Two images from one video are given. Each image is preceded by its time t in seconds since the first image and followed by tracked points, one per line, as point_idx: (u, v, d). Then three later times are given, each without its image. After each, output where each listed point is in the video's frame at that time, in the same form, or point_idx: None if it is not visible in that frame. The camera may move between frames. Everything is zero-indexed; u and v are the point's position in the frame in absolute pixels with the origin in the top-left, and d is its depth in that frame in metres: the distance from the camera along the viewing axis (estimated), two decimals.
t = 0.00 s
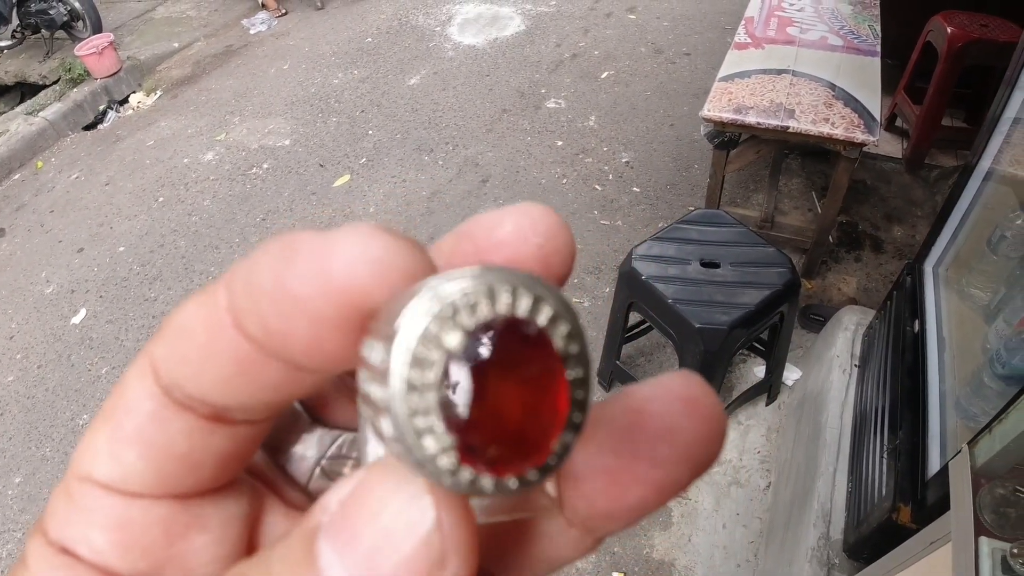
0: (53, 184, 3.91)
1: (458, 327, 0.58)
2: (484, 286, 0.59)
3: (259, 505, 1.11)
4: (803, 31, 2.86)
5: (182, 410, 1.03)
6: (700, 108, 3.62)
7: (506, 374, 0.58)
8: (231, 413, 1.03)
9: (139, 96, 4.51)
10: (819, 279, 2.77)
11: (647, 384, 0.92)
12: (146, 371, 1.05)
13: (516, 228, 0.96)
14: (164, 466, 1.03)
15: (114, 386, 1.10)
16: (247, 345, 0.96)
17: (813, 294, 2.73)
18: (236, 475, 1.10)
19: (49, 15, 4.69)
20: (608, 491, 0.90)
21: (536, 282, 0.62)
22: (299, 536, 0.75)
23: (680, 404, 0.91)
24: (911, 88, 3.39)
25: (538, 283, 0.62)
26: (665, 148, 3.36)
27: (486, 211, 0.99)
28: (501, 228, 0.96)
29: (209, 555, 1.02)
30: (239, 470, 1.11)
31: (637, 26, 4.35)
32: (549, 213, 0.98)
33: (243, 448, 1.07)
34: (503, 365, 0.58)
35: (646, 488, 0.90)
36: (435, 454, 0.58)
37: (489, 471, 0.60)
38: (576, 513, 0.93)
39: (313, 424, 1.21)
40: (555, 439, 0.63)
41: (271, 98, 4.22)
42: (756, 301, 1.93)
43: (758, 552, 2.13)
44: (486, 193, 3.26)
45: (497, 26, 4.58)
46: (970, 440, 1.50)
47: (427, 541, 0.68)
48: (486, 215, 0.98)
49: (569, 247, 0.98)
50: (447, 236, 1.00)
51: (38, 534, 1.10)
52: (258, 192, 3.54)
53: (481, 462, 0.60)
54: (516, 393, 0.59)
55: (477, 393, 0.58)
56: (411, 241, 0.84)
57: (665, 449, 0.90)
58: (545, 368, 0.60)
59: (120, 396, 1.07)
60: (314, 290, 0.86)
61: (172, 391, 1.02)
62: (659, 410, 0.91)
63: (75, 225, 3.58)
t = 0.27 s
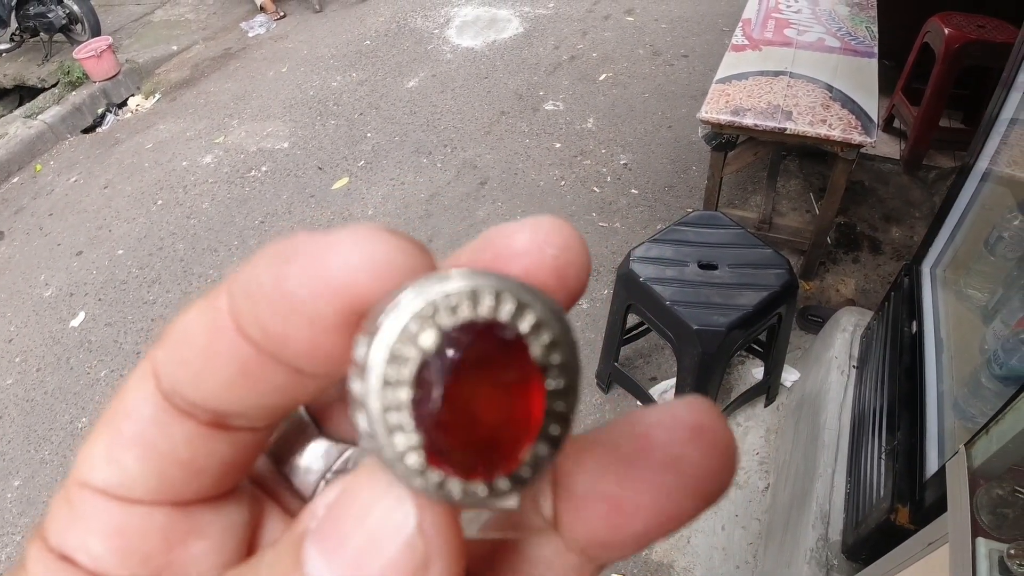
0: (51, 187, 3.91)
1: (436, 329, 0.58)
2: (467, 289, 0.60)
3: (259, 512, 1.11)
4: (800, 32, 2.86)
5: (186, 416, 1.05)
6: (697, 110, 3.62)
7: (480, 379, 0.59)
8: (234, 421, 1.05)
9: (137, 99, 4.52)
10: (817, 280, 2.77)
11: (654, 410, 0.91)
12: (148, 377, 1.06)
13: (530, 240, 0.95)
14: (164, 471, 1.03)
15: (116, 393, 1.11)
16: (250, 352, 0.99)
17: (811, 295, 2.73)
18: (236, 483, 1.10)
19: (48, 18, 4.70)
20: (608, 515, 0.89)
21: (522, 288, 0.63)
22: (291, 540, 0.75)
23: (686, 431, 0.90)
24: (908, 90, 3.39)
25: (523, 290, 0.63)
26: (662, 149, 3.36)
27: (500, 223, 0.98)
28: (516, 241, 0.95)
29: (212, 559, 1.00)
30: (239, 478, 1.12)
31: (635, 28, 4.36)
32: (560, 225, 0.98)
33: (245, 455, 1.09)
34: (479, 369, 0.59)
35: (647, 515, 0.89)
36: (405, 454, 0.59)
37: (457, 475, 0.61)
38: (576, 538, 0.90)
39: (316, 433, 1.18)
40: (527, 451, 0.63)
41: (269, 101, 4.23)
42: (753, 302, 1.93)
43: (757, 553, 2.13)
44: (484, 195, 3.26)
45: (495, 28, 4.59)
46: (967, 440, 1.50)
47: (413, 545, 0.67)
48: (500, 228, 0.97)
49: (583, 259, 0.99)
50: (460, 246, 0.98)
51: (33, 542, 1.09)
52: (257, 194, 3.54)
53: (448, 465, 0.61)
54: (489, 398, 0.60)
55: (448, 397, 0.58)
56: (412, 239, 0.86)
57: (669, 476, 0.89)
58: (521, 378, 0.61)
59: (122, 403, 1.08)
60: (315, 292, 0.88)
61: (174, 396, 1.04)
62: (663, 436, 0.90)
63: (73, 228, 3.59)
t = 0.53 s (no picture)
0: (47, 190, 3.90)
1: (395, 300, 0.57)
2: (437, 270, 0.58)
3: (268, 516, 1.10)
4: (794, 32, 2.87)
5: (194, 422, 1.07)
6: (692, 109, 3.62)
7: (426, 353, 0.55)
8: (243, 426, 1.07)
9: (132, 102, 4.51)
10: (812, 280, 2.77)
11: (660, 448, 0.87)
12: (159, 385, 1.09)
13: (563, 264, 0.98)
14: (173, 479, 1.06)
15: (129, 401, 1.14)
16: (263, 350, 1.01)
17: (807, 294, 2.74)
18: (245, 490, 1.10)
19: (43, 21, 4.69)
20: (604, 553, 0.85)
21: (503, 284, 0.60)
22: (275, 538, 0.78)
23: (692, 473, 0.85)
24: (903, 88, 3.40)
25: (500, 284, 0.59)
26: (657, 149, 3.37)
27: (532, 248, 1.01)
28: (550, 263, 0.98)
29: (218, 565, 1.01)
30: (247, 484, 1.11)
31: (630, 29, 4.36)
32: (589, 251, 1.03)
33: (255, 461, 1.10)
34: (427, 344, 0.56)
35: (644, 556, 0.86)
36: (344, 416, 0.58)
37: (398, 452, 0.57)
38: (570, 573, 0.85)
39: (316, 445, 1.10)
40: (463, 442, 0.56)
41: (265, 103, 4.22)
42: (748, 302, 1.93)
43: (754, 553, 2.13)
44: (480, 196, 3.26)
45: (490, 29, 4.59)
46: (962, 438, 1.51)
47: (386, 536, 0.70)
48: (533, 251, 0.99)
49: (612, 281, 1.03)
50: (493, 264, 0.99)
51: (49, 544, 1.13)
52: (252, 196, 3.54)
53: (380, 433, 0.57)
54: (433, 378, 0.55)
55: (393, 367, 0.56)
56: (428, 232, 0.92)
57: (668, 519, 0.85)
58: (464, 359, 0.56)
59: (134, 411, 1.11)
60: (334, 285, 0.91)
61: (185, 404, 1.06)
62: (667, 478, 0.86)
63: (69, 231, 3.58)
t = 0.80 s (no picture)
0: (42, 192, 3.89)
1: (387, 267, 0.58)
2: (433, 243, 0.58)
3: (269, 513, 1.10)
4: (789, 29, 2.87)
5: (198, 415, 1.07)
6: (688, 107, 3.62)
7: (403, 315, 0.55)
8: (249, 419, 1.08)
9: (128, 102, 4.50)
10: (809, 277, 2.77)
11: (665, 462, 0.81)
12: (164, 378, 1.09)
13: (590, 269, 0.99)
14: (174, 473, 1.05)
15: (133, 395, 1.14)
16: (271, 335, 1.01)
17: (803, 292, 2.74)
18: (249, 486, 1.10)
19: (38, 22, 4.68)
20: None
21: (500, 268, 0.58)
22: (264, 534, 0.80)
23: (697, 490, 0.79)
24: (898, 85, 3.40)
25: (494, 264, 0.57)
26: (654, 147, 3.37)
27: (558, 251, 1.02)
28: (577, 268, 0.98)
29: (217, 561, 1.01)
30: (250, 480, 1.11)
31: (626, 27, 4.36)
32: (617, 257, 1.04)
33: (258, 456, 1.10)
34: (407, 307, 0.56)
35: None
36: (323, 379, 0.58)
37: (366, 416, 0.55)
38: None
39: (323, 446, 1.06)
40: (422, 411, 0.52)
41: (260, 103, 4.22)
42: (744, 299, 1.93)
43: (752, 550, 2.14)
44: (476, 195, 3.26)
45: (486, 28, 4.58)
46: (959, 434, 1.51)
47: (373, 516, 0.72)
48: (559, 256, 1.00)
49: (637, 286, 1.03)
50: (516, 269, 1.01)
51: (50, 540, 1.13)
52: (249, 197, 3.54)
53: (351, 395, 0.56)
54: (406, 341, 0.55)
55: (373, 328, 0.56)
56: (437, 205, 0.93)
57: (671, 541, 0.78)
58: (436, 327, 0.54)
59: (138, 404, 1.11)
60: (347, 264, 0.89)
61: (189, 396, 1.06)
62: (670, 495, 0.79)
63: (64, 233, 3.57)
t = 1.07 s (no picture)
0: (41, 193, 3.89)
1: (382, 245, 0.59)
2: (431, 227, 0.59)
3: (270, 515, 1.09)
4: (787, 27, 2.87)
5: (200, 417, 1.08)
6: (687, 106, 3.62)
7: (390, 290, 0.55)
8: (251, 420, 1.09)
9: (126, 103, 4.49)
10: (808, 275, 2.78)
11: (671, 492, 0.82)
12: (167, 380, 1.10)
13: (610, 285, 1.06)
14: (175, 475, 1.05)
15: (135, 397, 1.15)
16: (280, 332, 1.03)
17: (802, 289, 2.74)
18: (249, 490, 1.10)
19: (36, 23, 4.67)
20: None
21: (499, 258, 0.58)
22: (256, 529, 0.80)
23: (702, 522, 0.81)
24: (897, 83, 3.40)
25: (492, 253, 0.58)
26: (652, 146, 3.36)
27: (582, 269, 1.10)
28: (597, 284, 1.06)
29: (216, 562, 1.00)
30: (252, 483, 1.12)
31: (624, 25, 4.36)
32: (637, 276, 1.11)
33: (259, 458, 1.11)
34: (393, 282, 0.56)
35: None
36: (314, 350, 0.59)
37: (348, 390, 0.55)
38: None
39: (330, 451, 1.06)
40: (399, 389, 0.53)
41: (259, 103, 4.21)
42: (743, 297, 1.93)
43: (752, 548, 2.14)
44: (475, 194, 3.25)
45: (484, 27, 4.58)
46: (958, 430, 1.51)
47: (364, 512, 0.74)
48: (582, 275, 1.08)
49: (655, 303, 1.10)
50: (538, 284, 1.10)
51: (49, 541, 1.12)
52: (247, 196, 3.53)
53: (335, 366, 0.57)
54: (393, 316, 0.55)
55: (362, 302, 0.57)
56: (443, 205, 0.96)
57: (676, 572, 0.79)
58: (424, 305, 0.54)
59: (141, 406, 1.11)
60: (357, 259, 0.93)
61: (193, 397, 1.07)
62: (674, 526, 0.81)
63: (63, 234, 3.57)
